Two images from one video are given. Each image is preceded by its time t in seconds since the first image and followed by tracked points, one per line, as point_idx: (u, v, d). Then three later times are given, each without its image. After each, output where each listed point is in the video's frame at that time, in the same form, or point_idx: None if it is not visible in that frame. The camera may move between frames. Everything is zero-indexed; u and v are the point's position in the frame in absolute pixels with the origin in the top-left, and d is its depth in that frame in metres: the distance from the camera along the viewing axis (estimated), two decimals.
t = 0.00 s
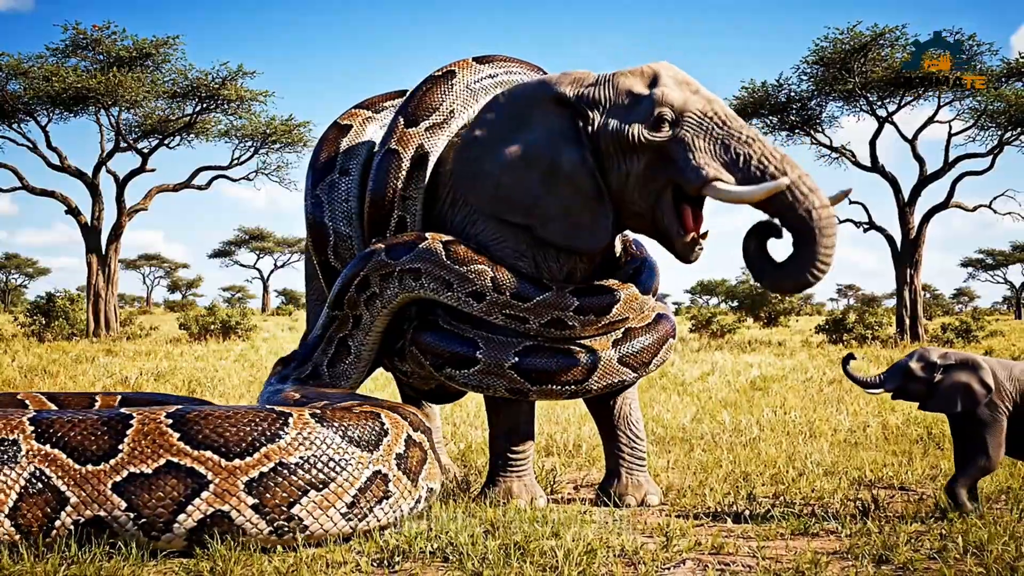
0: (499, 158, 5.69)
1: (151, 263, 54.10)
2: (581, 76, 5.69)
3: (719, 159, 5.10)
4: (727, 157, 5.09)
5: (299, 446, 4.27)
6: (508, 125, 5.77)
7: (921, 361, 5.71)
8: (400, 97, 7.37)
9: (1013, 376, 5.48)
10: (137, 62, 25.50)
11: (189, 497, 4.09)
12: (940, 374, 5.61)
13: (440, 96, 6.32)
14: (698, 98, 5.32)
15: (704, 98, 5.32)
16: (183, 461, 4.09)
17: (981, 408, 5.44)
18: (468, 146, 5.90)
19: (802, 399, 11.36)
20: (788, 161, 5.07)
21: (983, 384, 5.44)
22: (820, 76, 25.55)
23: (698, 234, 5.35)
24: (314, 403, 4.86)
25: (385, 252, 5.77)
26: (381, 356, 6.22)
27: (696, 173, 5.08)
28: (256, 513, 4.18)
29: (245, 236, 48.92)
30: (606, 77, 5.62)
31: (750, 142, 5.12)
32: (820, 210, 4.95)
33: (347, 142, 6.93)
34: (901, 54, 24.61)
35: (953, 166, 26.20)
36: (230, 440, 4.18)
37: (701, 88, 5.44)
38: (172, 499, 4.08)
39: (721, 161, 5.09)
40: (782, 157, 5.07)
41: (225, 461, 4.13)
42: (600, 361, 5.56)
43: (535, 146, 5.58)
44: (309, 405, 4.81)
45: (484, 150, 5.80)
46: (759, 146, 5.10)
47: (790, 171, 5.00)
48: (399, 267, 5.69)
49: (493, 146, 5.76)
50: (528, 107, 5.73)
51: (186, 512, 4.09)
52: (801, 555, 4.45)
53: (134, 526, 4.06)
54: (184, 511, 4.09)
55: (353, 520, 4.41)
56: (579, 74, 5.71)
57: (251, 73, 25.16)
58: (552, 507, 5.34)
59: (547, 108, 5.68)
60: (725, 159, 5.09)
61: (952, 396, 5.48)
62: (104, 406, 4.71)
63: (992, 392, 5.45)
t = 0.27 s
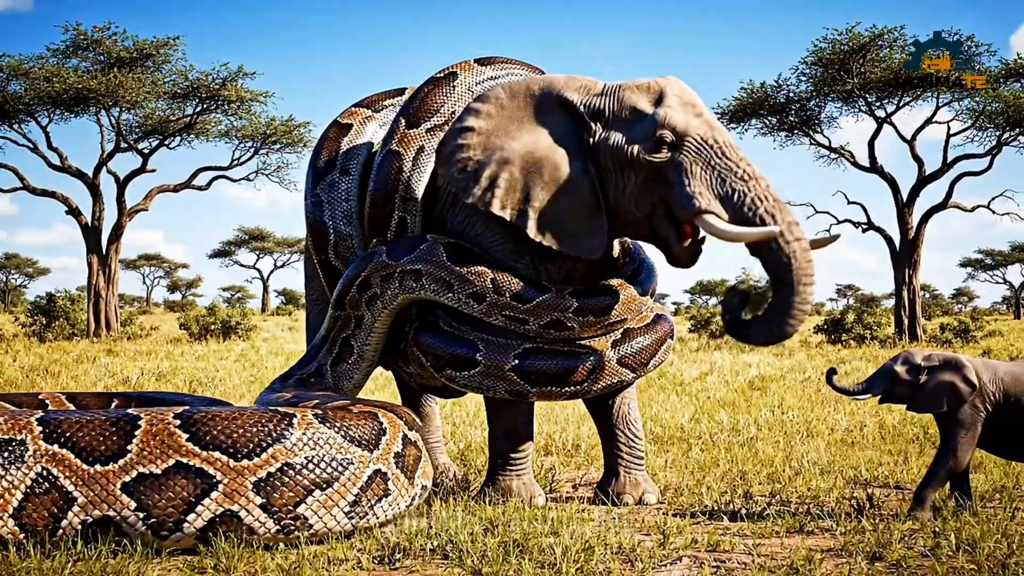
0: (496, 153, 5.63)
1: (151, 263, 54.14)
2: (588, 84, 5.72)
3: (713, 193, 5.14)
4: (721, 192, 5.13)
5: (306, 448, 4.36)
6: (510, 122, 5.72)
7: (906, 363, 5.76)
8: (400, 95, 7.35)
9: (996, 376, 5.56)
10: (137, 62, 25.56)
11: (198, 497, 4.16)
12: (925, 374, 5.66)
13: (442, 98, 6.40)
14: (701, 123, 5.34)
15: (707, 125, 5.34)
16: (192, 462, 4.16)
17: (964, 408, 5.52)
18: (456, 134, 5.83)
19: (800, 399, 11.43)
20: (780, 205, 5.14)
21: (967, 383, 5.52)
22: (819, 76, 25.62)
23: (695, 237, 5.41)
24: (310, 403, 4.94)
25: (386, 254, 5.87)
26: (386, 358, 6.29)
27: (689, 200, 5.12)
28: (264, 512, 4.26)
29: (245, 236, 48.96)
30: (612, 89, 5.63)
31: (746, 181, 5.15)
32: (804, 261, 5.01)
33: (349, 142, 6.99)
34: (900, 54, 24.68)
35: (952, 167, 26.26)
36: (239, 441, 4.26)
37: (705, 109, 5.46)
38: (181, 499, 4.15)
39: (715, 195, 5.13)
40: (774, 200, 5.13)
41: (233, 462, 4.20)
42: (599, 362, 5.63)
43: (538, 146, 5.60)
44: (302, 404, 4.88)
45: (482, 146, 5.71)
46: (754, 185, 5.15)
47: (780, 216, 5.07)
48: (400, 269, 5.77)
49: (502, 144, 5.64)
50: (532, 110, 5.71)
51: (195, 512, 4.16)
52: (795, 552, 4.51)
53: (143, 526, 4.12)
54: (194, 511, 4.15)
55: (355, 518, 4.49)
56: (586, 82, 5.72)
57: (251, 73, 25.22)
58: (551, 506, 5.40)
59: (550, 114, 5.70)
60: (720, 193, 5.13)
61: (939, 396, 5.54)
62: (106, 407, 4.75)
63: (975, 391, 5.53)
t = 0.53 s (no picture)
0: (502, 149, 5.67)
1: (151, 263, 54.21)
2: (592, 92, 5.73)
3: (698, 221, 5.09)
4: (706, 220, 5.09)
5: (312, 447, 4.46)
6: (512, 119, 5.74)
7: (888, 368, 5.90)
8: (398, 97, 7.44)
9: (978, 375, 5.63)
10: (138, 63, 25.64)
11: (210, 497, 4.24)
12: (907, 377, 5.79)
13: (441, 100, 6.47)
14: (697, 145, 5.24)
15: (704, 146, 5.24)
16: (202, 462, 4.24)
17: (947, 408, 5.60)
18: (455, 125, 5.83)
19: (797, 399, 11.51)
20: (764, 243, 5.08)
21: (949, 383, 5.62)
22: (818, 77, 25.69)
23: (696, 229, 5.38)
24: (311, 404, 5.05)
25: (387, 257, 5.96)
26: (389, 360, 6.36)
27: (674, 225, 5.11)
28: (273, 511, 4.35)
29: (245, 236, 49.04)
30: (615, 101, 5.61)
31: (731, 214, 5.08)
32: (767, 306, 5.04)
33: (347, 143, 7.06)
34: (899, 55, 24.75)
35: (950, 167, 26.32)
36: (248, 442, 4.35)
37: (704, 129, 5.34)
38: (192, 499, 4.23)
39: (699, 223, 5.08)
40: (759, 236, 5.07)
41: (242, 462, 4.29)
42: (598, 362, 5.70)
43: (542, 147, 5.65)
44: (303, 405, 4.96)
45: (488, 138, 5.71)
46: (739, 218, 5.07)
47: (761, 256, 5.03)
48: (400, 270, 5.85)
49: (509, 139, 5.68)
50: (534, 113, 5.76)
51: (207, 511, 4.24)
52: (789, 549, 4.59)
53: (154, 526, 4.19)
54: (205, 510, 4.23)
55: (357, 515, 4.59)
56: (590, 90, 5.74)
57: (251, 74, 25.30)
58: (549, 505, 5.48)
59: (552, 121, 5.74)
60: (705, 222, 5.08)
61: (922, 396, 5.65)
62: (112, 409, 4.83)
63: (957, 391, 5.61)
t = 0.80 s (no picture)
0: (501, 147, 5.74)
1: (151, 263, 54.25)
2: (589, 95, 5.80)
3: (685, 233, 5.20)
4: (692, 234, 5.19)
5: (315, 446, 4.53)
6: (511, 118, 5.82)
7: (872, 372, 5.94)
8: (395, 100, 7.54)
9: (961, 374, 5.68)
10: (138, 64, 25.70)
11: (218, 496, 4.32)
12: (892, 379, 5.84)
13: (440, 103, 6.53)
14: (688, 156, 5.28)
15: (694, 158, 5.30)
16: (209, 461, 4.31)
17: (931, 407, 5.66)
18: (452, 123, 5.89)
19: (795, 398, 11.58)
20: (745, 263, 5.21)
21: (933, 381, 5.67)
22: (818, 78, 25.77)
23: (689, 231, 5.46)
24: (313, 403, 5.13)
25: (386, 259, 6.04)
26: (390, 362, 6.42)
27: (661, 235, 5.22)
28: (279, 509, 4.43)
29: (245, 237, 49.08)
30: (610, 105, 5.66)
31: (717, 230, 5.20)
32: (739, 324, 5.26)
33: (347, 144, 7.13)
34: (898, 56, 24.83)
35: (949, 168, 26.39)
36: (255, 441, 4.42)
37: (696, 138, 5.39)
38: (201, 497, 4.30)
39: (685, 236, 5.19)
40: (740, 256, 5.20)
41: (249, 461, 4.37)
42: (596, 362, 5.76)
43: (540, 148, 5.72)
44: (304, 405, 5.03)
45: (487, 137, 5.79)
46: (724, 236, 5.20)
47: (740, 277, 5.17)
48: (400, 272, 5.92)
49: (506, 139, 5.75)
50: (531, 115, 5.83)
51: (215, 509, 4.32)
52: (785, 546, 4.66)
53: (163, 524, 4.26)
54: (213, 508, 4.31)
55: (359, 512, 4.67)
56: (587, 94, 5.80)
57: (252, 75, 25.36)
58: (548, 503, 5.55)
59: (548, 124, 5.81)
60: (691, 236, 5.19)
61: (907, 398, 5.70)
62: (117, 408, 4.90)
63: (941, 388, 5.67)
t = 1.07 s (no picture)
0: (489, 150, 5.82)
1: (152, 263, 54.32)
2: (582, 96, 5.84)
3: (675, 235, 5.22)
4: (682, 236, 5.22)
5: (318, 445, 4.61)
6: (500, 121, 5.89)
7: (856, 371, 6.04)
8: (394, 103, 7.59)
9: (944, 373, 5.76)
10: (139, 65, 25.77)
11: (224, 494, 4.39)
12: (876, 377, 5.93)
13: (438, 105, 6.60)
14: (680, 158, 5.31)
15: (687, 160, 5.32)
16: (216, 459, 4.39)
17: (917, 405, 5.72)
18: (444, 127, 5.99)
19: (794, 398, 11.64)
20: (734, 268, 5.22)
21: (916, 378, 5.75)
22: (817, 78, 25.85)
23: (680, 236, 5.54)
24: (314, 403, 5.20)
25: (386, 261, 6.11)
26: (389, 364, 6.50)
27: (651, 236, 5.26)
28: (284, 507, 4.50)
29: (245, 237, 49.15)
30: (604, 106, 5.69)
31: (707, 233, 5.21)
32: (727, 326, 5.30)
33: (344, 147, 7.20)
34: (897, 57, 24.93)
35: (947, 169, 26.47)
36: (259, 441, 4.49)
37: (689, 141, 5.42)
38: (208, 495, 4.37)
39: (674, 238, 5.21)
40: (729, 261, 5.21)
41: (254, 459, 4.44)
42: (594, 362, 5.81)
43: (529, 149, 5.79)
44: (306, 405, 5.09)
45: (474, 140, 5.88)
46: (714, 239, 5.21)
47: (727, 281, 5.17)
48: (399, 274, 5.99)
49: (494, 142, 5.84)
50: (525, 116, 5.88)
51: (222, 507, 4.38)
52: (781, 543, 4.73)
53: (170, 521, 4.33)
54: (220, 506, 4.38)
55: (361, 509, 4.75)
56: (580, 94, 5.84)
57: (252, 76, 25.43)
58: (547, 502, 5.61)
59: (541, 124, 5.88)
60: (681, 239, 5.21)
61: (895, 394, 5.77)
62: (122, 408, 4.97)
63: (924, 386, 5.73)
